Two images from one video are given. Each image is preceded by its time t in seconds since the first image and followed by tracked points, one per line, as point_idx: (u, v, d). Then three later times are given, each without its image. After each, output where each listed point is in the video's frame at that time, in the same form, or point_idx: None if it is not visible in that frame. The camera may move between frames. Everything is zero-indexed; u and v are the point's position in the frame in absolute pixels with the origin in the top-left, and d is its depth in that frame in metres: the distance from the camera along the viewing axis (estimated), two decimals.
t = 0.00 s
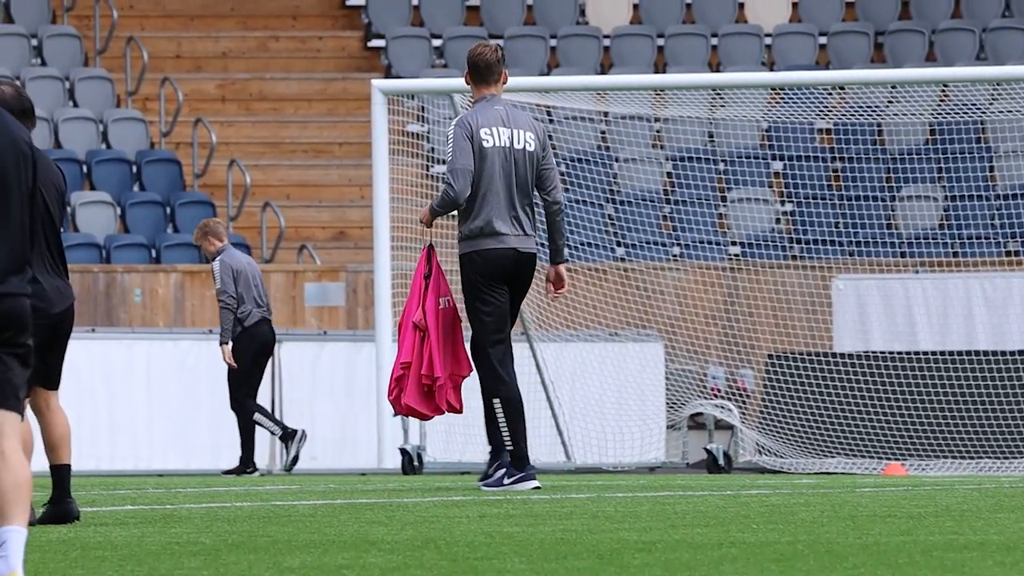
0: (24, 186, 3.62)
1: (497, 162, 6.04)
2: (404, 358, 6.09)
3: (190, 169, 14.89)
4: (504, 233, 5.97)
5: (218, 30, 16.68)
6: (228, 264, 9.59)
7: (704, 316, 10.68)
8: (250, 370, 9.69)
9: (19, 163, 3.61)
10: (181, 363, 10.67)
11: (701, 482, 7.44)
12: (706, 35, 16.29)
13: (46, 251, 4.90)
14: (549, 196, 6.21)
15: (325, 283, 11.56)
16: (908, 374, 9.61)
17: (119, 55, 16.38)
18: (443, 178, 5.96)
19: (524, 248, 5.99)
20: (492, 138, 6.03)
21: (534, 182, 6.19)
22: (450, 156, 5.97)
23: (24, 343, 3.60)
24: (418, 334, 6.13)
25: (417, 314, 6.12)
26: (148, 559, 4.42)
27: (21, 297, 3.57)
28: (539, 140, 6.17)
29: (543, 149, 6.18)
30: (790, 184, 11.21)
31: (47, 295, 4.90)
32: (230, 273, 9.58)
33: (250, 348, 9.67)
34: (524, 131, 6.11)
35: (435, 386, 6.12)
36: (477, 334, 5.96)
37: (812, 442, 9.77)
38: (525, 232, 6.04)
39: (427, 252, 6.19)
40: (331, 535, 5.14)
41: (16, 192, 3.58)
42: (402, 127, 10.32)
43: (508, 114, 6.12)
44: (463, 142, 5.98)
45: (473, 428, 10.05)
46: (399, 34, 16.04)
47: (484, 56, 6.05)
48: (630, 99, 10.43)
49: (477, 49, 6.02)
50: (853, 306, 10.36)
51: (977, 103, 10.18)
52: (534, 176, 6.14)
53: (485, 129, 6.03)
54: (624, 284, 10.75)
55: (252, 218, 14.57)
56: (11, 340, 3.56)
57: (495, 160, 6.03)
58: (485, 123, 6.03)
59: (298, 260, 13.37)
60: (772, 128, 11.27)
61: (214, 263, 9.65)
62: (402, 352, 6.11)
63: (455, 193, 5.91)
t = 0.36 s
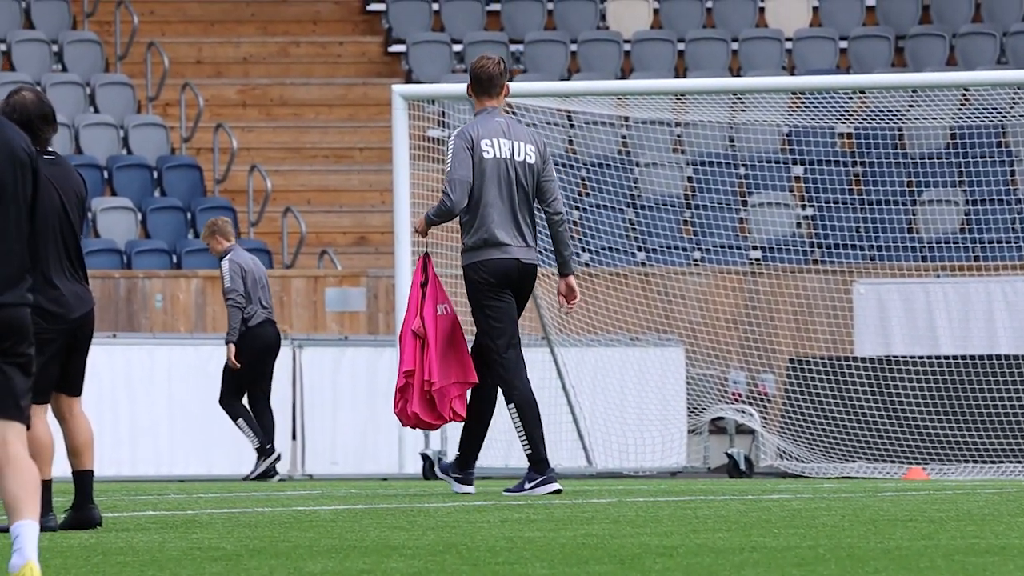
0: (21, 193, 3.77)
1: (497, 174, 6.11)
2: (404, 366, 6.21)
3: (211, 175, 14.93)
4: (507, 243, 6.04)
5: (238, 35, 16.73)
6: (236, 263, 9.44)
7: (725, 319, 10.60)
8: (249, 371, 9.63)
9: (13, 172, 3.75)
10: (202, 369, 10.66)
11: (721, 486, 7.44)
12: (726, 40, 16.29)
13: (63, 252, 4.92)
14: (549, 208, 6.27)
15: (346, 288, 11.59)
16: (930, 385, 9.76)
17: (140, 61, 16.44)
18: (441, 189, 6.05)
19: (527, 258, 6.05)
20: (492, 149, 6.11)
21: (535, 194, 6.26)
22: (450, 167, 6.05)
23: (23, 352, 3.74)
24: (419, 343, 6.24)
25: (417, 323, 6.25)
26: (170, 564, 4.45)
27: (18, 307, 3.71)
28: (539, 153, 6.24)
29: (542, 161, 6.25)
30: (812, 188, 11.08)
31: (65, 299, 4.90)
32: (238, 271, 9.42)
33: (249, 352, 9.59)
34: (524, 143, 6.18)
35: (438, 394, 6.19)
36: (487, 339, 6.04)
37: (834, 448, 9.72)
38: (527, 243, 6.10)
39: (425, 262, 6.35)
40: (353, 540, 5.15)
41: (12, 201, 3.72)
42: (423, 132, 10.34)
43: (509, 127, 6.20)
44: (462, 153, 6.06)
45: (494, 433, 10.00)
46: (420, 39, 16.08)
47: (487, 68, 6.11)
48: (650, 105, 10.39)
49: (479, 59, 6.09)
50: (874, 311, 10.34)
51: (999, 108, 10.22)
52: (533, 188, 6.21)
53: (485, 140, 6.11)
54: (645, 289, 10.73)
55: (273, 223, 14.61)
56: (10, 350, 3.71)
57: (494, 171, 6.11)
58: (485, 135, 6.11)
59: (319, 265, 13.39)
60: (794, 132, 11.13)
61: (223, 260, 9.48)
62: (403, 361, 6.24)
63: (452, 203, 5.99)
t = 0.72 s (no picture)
0: (23, 193, 3.93)
1: (502, 182, 6.13)
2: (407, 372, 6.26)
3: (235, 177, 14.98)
4: (511, 252, 6.07)
5: (262, 38, 16.78)
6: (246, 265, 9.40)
7: (749, 321, 10.55)
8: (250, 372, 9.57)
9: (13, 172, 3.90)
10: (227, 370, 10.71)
11: (745, 487, 7.45)
12: (749, 41, 16.29)
13: (86, 254, 4.96)
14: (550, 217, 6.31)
15: (370, 290, 11.62)
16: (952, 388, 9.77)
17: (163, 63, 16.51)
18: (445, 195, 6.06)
19: (528, 268, 6.09)
20: (496, 157, 6.13)
21: (536, 203, 6.28)
22: (454, 174, 6.07)
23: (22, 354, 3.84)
24: (420, 349, 6.28)
25: (418, 328, 6.28)
26: (195, 566, 4.48)
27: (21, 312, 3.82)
28: (542, 163, 6.27)
29: (545, 169, 6.28)
30: (835, 190, 11.09)
31: (87, 301, 4.93)
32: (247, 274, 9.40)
33: (254, 354, 9.51)
34: (528, 152, 6.21)
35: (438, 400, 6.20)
36: (490, 345, 6.10)
37: (857, 449, 9.70)
38: (529, 251, 6.13)
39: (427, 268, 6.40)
40: (376, 542, 5.18)
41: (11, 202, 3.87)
42: (446, 133, 10.36)
43: (512, 135, 6.21)
44: (465, 162, 6.08)
45: (517, 435, 10.03)
46: (443, 41, 16.12)
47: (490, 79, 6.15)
48: (675, 106, 10.39)
49: (484, 69, 6.12)
50: (897, 311, 10.39)
51: None
52: (535, 197, 6.24)
53: (489, 149, 6.13)
54: (669, 292, 10.67)
55: (297, 225, 14.65)
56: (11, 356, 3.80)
57: (498, 179, 6.12)
58: (489, 143, 6.13)
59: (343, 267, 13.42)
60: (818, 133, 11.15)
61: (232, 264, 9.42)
62: (407, 367, 6.29)
63: (456, 210, 6.01)
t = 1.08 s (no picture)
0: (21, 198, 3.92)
1: (504, 181, 6.19)
2: (405, 371, 6.27)
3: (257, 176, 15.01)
4: (511, 252, 6.14)
5: (283, 37, 16.82)
6: (253, 271, 9.21)
7: (770, 320, 10.59)
8: (255, 377, 9.39)
9: (14, 168, 3.91)
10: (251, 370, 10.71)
11: (768, 486, 7.43)
12: (771, 40, 16.27)
13: (105, 254, 4.98)
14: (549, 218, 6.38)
15: (392, 289, 11.64)
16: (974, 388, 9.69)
17: (185, 63, 16.56)
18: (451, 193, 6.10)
19: (527, 267, 6.15)
20: (499, 156, 6.19)
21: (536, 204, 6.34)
22: (459, 171, 6.12)
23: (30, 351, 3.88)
24: (419, 349, 6.29)
25: (417, 329, 6.30)
26: (217, 566, 4.50)
27: (23, 308, 3.84)
28: (543, 163, 6.34)
29: (546, 170, 6.35)
30: (858, 188, 11.13)
31: (107, 301, 4.96)
32: (254, 280, 9.22)
33: (256, 360, 9.35)
34: (529, 152, 6.27)
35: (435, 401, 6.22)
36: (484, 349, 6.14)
37: (877, 447, 9.75)
38: (528, 251, 6.19)
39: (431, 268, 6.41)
40: (399, 541, 5.20)
41: (9, 199, 3.90)
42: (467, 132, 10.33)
43: (513, 135, 6.27)
44: (470, 159, 6.13)
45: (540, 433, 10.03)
46: (465, 41, 16.14)
47: (494, 77, 6.20)
48: (697, 105, 10.39)
49: (487, 68, 6.17)
50: (920, 309, 10.35)
51: None
52: (535, 197, 6.31)
53: (492, 148, 6.19)
54: (690, 291, 10.64)
55: (319, 225, 14.69)
56: None
57: (500, 178, 6.18)
58: (492, 142, 6.19)
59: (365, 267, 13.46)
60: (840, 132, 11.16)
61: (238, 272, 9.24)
62: (405, 366, 6.29)
63: (464, 207, 6.05)
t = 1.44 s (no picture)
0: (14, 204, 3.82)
1: (508, 174, 6.23)
2: (405, 364, 6.29)
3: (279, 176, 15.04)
4: (514, 246, 6.18)
5: (305, 37, 16.86)
6: (254, 277, 8.98)
7: (794, 318, 10.64)
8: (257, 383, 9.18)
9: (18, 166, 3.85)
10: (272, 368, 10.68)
11: (791, 485, 7.43)
12: (793, 38, 16.26)
13: (128, 254, 5.01)
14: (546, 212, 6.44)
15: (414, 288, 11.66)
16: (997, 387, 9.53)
17: (206, 63, 16.61)
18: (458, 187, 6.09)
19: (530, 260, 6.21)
20: (503, 150, 6.23)
21: (536, 198, 6.40)
22: (465, 165, 6.12)
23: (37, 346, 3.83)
24: (420, 342, 6.33)
25: (421, 323, 6.33)
26: (241, 565, 4.53)
27: (33, 306, 3.79)
28: (543, 157, 6.39)
29: (546, 164, 6.40)
30: (879, 185, 11.15)
31: (130, 299, 4.98)
32: (255, 286, 9.00)
33: (259, 365, 9.14)
34: (531, 146, 6.32)
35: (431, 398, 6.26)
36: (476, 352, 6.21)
37: (900, 446, 9.73)
38: (529, 244, 6.25)
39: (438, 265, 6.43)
40: (422, 540, 5.22)
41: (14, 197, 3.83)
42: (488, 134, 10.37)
43: (515, 129, 6.32)
44: (475, 151, 6.15)
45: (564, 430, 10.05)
46: (487, 40, 16.18)
47: (495, 70, 6.23)
48: (718, 102, 10.36)
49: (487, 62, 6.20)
50: (942, 308, 10.26)
51: None
52: (536, 191, 6.36)
53: (496, 141, 6.22)
54: (711, 290, 10.54)
55: (341, 224, 14.72)
56: None
57: (503, 172, 6.22)
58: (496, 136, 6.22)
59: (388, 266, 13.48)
60: (862, 130, 11.31)
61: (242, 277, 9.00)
62: (404, 359, 6.31)
63: (471, 202, 6.05)
